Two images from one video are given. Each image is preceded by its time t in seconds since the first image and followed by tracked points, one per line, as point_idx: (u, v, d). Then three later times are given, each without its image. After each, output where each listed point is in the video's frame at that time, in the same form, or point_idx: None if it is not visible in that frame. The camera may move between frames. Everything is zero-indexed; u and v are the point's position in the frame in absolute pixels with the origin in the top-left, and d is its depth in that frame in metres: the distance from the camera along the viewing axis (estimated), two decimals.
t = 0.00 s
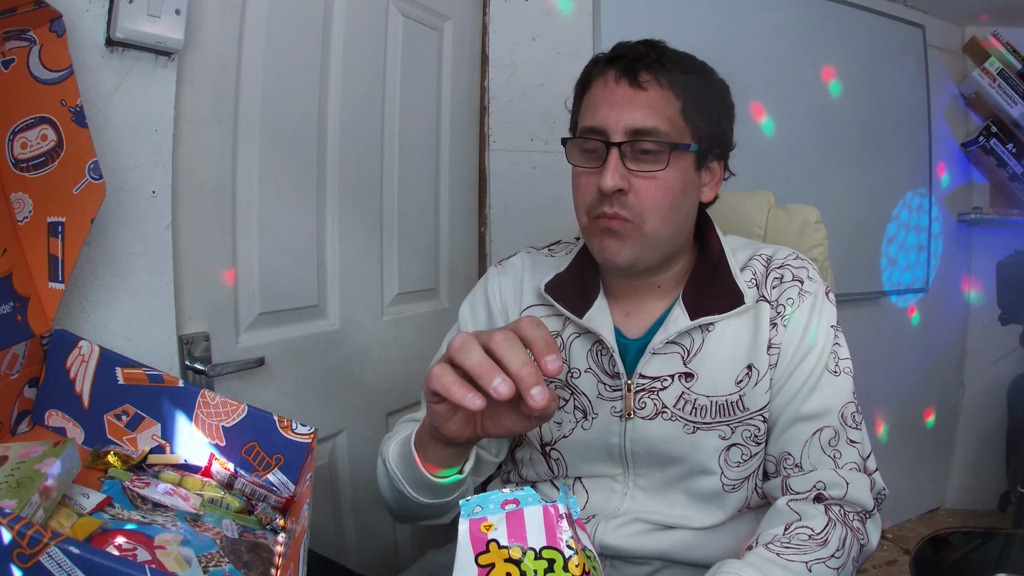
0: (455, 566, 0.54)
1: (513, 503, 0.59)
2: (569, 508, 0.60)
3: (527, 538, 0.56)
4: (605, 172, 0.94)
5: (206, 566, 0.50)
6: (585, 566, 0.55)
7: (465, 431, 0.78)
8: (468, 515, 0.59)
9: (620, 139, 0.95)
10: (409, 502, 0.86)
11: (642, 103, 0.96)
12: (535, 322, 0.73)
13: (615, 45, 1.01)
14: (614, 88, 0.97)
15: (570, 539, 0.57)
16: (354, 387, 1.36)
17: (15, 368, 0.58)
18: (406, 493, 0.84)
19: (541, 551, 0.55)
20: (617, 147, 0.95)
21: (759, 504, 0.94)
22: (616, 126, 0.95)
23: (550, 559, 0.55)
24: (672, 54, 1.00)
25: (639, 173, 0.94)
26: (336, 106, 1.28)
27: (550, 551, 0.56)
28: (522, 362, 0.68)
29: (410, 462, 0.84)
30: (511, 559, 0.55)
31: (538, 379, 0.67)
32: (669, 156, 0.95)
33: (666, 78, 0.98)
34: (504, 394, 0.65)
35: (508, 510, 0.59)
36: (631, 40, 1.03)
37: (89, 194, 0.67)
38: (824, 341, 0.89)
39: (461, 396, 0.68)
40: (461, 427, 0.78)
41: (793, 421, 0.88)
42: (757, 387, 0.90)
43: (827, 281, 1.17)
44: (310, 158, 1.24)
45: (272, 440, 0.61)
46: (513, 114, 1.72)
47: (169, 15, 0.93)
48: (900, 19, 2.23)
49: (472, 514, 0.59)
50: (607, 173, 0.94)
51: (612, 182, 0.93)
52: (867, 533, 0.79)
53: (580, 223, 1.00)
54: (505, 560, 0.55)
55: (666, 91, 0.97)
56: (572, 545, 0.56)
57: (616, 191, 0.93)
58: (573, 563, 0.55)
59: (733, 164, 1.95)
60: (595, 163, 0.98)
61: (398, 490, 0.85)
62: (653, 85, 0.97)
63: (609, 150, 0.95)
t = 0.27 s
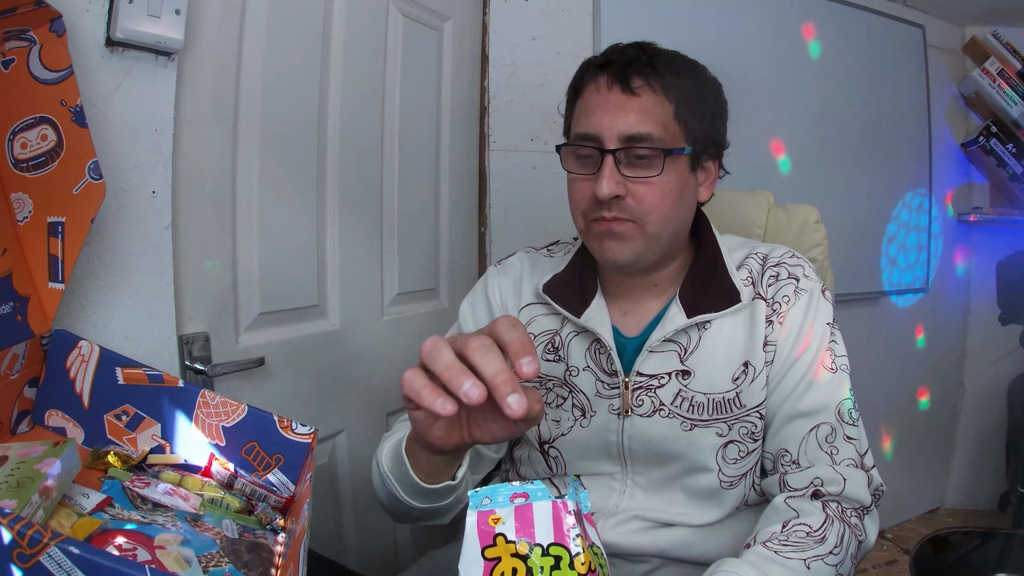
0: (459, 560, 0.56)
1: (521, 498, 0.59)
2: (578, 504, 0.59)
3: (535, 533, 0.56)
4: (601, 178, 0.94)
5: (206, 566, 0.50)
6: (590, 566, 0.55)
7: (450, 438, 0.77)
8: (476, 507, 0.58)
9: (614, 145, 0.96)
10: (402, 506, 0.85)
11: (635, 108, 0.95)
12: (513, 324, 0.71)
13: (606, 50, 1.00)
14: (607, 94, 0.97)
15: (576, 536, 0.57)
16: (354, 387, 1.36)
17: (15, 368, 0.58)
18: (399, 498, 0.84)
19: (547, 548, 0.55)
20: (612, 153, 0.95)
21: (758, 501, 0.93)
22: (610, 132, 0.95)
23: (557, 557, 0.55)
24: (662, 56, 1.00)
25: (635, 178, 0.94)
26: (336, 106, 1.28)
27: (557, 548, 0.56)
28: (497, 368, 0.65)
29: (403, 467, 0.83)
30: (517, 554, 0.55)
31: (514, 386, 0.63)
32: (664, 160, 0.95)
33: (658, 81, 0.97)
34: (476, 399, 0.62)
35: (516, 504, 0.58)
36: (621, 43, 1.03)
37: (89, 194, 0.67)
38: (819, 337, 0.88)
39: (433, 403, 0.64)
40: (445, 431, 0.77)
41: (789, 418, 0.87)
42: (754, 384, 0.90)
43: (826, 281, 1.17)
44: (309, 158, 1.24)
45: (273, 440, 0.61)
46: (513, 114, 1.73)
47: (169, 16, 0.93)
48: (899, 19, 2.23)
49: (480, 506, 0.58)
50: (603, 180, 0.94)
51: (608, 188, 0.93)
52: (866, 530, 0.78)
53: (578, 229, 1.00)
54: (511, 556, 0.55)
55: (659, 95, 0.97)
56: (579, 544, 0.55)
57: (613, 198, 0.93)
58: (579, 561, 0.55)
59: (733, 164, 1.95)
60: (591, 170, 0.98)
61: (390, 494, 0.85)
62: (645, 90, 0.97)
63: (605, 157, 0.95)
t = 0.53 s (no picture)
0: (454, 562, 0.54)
1: (512, 498, 0.59)
2: (568, 504, 0.59)
3: (525, 531, 0.56)
4: (606, 172, 0.94)
5: (206, 566, 0.50)
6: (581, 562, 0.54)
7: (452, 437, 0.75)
8: (468, 510, 0.58)
9: (617, 140, 0.96)
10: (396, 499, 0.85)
11: (636, 103, 0.96)
12: (533, 362, 0.64)
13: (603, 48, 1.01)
14: (607, 90, 0.97)
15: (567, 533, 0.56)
16: (354, 387, 1.36)
17: (15, 368, 0.58)
18: (393, 491, 0.83)
19: (538, 546, 0.55)
20: (616, 147, 0.95)
21: (757, 500, 0.93)
22: (612, 127, 0.95)
23: (548, 554, 0.54)
24: (660, 54, 1.00)
25: (639, 172, 0.95)
26: (336, 106, 1.28)
27: (548, 545, 0.55)
28: (501, 410, 0.58)
29: (399, 461, 0.83)
30: (509, 553, 0.54)
31: (517, 431, 0.56)
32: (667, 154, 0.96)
33: (657, 77, 0.98)
34: (454, 427, 0.58)
35: (507, 504, 0.58)
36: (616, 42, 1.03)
37: (90, 194, 0.67)
38: (818, 336, 0.88)
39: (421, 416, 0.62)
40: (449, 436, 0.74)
41: (788, 417, 0.87)
42: (752, 383, 0.90)
43: (826, 281, 1.17)
44: (309, 158, 1.24)
45: (272, 440, 0.61)
46: (513, 114, 1.73)
47: (169, 16, 0.93)
48: (899, 19, 2.23)
49: (472, 509, 0.58)
50: (608, 175, 0.94)
51: (614, 182, 0.93)
52: (865, 528, 0.78)
53: (580, 226, 1.00)
54: (503, 555, 0.54)
55: (659, 90, 0.98)
56: (569, 541, 0.55)
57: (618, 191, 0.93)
58: (569, 558, 0.54)
59: (733, 164, 1.95)
60: (594, 165, 0.98)
61: (386, 487, 0.85)
62: (646, 85, 0.97)
63: (608, 151, 0.95)
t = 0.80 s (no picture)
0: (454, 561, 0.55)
1: (513, 497, 0.58)
2: (569, 503, 0.59)
3: (526, 531, 0.56)
4: (611, 166, 0.94)
5: (206, 566, 0.50)
6: (582, 561, 0.54)
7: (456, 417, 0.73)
8: (469, 508, 0.58)
9: (621, 135, 0.96)
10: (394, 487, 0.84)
11: (639, 98, 0.96)
12: (543, 356, 0.62)
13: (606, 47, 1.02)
14: (610, 86, 0.98)
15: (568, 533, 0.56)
16: (354, 387, 1.36)
17: (15, 368, 0.58)
18: (392, 480, 0.83)
19: (539, 546, 0.55)
20: (619, 142, 0.95)
21: (757, 499, 0.93)
22: (616, 121, 0.96)
23: (549, 553, 0.54)
24: (661, 52, 1.01)
25: (642, 165, 0.95)
26: (336, 107, 1.28)
27: (549, 545, 0.55)
28: (509, 399, 0.56)
29: (400, 448, 0.82)
30: (510, 553, 0.54)
31: (525, 420, 0.54)
32: (670, 149, 0.97)
33: (659, 75, 0.99)
34: (462, 407, 0.57)
35: (508, 503, 0.58)
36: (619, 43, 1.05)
37: (89, 194, 0.67)
38: (818, 335, 0.88)
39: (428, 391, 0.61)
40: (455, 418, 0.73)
41: (788, 415, 0.87)
42: (752, 381, 0.90)
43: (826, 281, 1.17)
44: (309, 158, 1.24)
45: (273, 440, 0.61)
46: (513, 115, 1.73)
47: (169, 16, 0.93)
48: (899, 19, 2.23)
49: (473, 507, 0.58)
50: (612, 168, 0.94)
51: (619, 175, 0.92)
52: (866, 527, 0.78)
53: (583, 222, 0.99)
54: (504, 554, 0.54)
55: (661, 87, 0.98)
56: (570, 540, 0.55)
57: (624, 184, 0.92)
58: (570, 558, 0.54)
59: (733, 164, 1.95)
60: (597, 161, 0.98)
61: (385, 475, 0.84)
62: (649, 82, 0.98)
63: (612, 146, 0.96)
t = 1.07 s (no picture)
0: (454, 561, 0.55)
1: (515, 497, 0.58)
2: (571, 504, 0.59)
3: (527, 531, 0.56)
4: (607, 169, 0.94)
5: (205, 566, 0.50)
6: (584, 561, 0.54)
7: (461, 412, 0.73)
8: (470, 508, 0.58)
9: (617, 137, 0.96)
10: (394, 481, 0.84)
11: (634, 100, 0.96)
12: (544, 364, 0.61)
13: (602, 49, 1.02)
14: (606, 87, 0.98)
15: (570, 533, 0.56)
16: (354, 386, 1.36)
17: (15, 369, 0.58)
18: (392, 474, 0.82)
19: (541, 546, 0.55)
20: (615, 144, 0.95)
21: (755, 499, 0.93)
22: (612, 123, 0.96)
23: (550, 554, 0.54)
24: (656, 53, 1.01)
25: (638, 167, 0.95)
26: (337, 107, 1.28)
27: (550, 545, 0.55)
28: (505, 405, 0.56)
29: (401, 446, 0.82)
30: (511, 553, 0.54)
31: (521, 426, 0.54)
32: (667, 150, 0.96)
33: (655, 75, 0.99)
34: (454, 416, 0.57)
35: (509, 503, 0.58)
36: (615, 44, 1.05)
37: (90, 194, 0.67)
38: (816, 335, 0.88)
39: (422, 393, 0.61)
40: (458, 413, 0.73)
41: (787, 415, 0.87)
42: (750, 381, 0.90)
43: (826, 281, 1.17)
44: (310, 158, 1.24)
45: (272, 440, 0.61)
46: (513, 115, 1.73)
47: (169, 16, 0.93)
48: (899, 19, 2.23)
49: (475, 507, 0.58)
50: (608, 171, 0.94)
51: (614, 178, 0.93)
52: (864, 526, 0.78)
53: (580, 225, 0.99)
54: (505, 554, 0.54)
55: (657, 88, 0.98)
56: (571, 540, 0.55)
57: (619, 186, 0.93)
58: (572, 558, 0.54)
59: (733, 164, 1.95)
60: (593, 163, 0.98)
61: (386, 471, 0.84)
62: (644, 83, 0.98)
63: (607, 148, 0.96)
